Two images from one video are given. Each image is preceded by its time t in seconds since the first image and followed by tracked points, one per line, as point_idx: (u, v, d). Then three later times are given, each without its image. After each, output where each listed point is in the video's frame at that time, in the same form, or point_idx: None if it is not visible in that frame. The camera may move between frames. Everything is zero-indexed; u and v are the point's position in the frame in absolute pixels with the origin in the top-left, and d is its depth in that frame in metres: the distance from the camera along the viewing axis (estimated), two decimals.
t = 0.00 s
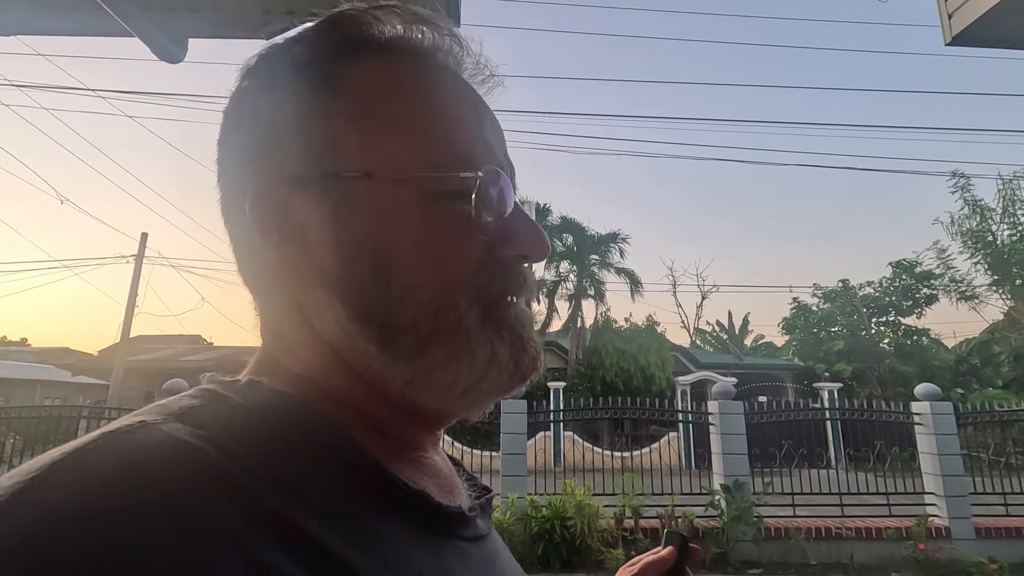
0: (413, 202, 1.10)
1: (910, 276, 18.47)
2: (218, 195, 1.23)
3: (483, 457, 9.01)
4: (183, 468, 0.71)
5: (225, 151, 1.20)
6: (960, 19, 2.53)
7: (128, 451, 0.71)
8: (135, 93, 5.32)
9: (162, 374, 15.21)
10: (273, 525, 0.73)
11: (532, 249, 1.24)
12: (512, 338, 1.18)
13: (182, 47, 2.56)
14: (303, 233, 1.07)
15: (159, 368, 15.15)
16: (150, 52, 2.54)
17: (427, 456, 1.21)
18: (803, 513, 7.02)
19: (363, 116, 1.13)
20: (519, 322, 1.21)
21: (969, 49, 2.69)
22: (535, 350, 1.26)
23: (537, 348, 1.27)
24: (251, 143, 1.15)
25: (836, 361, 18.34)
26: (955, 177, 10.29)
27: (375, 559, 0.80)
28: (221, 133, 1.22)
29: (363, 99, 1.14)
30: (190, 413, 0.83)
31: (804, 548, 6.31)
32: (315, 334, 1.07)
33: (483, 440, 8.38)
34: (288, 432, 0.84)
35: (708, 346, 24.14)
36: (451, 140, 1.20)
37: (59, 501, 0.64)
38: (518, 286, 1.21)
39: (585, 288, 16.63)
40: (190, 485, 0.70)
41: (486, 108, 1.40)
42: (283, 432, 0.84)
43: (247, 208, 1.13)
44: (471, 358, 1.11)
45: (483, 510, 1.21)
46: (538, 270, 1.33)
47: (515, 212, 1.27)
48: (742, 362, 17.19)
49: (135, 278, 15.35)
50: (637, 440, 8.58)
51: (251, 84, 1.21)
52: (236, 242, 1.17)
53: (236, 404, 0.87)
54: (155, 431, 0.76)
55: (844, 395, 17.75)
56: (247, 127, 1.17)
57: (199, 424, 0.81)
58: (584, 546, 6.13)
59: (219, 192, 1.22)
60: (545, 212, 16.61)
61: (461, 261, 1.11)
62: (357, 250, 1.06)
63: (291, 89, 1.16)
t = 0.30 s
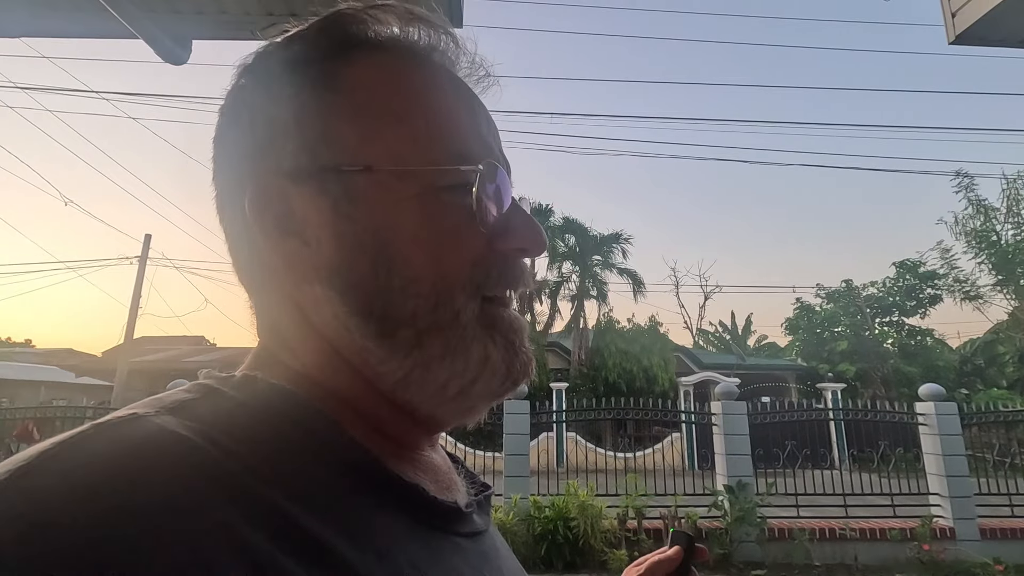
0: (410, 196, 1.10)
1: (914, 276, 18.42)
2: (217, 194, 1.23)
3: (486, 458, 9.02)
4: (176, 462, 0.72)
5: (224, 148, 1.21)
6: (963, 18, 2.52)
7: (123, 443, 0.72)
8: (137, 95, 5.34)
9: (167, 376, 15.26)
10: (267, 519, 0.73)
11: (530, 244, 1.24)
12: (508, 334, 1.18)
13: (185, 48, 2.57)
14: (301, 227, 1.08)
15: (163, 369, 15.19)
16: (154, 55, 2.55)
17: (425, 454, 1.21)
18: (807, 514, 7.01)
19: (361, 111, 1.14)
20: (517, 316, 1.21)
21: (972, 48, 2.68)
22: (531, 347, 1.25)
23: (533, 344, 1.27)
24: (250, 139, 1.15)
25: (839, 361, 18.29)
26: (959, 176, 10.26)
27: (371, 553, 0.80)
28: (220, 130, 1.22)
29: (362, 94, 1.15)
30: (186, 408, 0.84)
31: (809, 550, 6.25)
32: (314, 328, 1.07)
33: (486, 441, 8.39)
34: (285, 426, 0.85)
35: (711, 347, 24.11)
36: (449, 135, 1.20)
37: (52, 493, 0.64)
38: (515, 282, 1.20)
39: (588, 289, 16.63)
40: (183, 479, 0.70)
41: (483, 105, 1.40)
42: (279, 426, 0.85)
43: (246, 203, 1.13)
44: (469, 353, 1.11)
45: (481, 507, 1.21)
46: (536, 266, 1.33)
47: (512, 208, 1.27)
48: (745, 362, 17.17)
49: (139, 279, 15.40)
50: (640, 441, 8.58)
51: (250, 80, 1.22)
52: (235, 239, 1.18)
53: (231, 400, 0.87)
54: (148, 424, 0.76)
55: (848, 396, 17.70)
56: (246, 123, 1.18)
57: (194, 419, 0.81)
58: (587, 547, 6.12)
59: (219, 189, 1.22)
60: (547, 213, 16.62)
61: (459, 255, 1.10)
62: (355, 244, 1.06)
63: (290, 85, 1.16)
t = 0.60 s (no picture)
0: (413, 191, 1.11)
1: (916, 275, 18.37)
2: (204, 185, 1.19)
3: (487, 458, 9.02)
4: (154, 463, 0.71)
5: (215, 135, 1.17)
6: (967, 16, 2.50)
7: (97, 443, 0.71)
8: (137, 96, 5.34)
9: (168, 375, 15.26)
10: (248, 520, 0.72)
11: (526, 245, 1.27)
12: (505, 331, 1.21)
13: (186, 49, 2.57)
14: (302, 217, 1.06)
15: (164, 368, 15.19)
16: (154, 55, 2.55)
17: (415, 452, 1.21)
18: (809, 514, 6.99)
19: (365, 103, 1.14)
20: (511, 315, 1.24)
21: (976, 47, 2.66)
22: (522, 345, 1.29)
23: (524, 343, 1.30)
24: (246, 127, 1.12)
25: (841, 361, 18.25)
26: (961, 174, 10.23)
27: (356, 554, 0.79)
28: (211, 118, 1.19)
29: (366, 87, 1.14)
30: (168, 410, 0.83)
31: (810, 550, 6.26)
32: (311, 322, 1.06)
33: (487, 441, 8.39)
34: (271, 427, 0.84)
35: (712, 346, 24.08)
36: (449, 134, 1.22)
37: (28, 495, 0.63)
38: (512, 281, 1.23)
39: (589, 288, 16.61)
40: (161, 480, 0.70)
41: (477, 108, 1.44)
42: (263, 427, 0.84)
43: (240, 193, 1.11)
44: (469, 348, 1.13)
45: (473, 509, 1.20)
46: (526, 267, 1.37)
47: (506, 210, 1.30)
48: (746, 362, 17.15)
49: (140, 279, 15.40)
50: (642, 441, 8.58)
51: (246, 67, 1.19)
52: (223, 230, 1.14)
53: (215, 401, 0.87)
54: (126, 425, 0.76)
55: (850, 395, 17.66)
56: (241, 110, 1.14)
57: (175, 421, 0.81)
58: (589, 546, 6.11)
59: (205, 179, 1.18)
60: (548, 212, 16.63)
61: (462, 251, 1.12)
62: (361, 239, 1.06)
63: (291, 73, 1.14)
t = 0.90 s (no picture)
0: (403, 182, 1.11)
1: (918, 274, 18.36)
2: (188, 180, 1.17)
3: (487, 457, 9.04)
4: (131, 462, 0.70)
5: (201, 130, 1.17)
6: (969, 12, 2.48)
7: (73, 442, 0.70)
8: (138, 97, 5.35)
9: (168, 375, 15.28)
10: (226, 520, 0.72)
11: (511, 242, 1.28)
12: (493, 327, 1.21)
13: (185, 49, 2.58)
14: (290, 206, 1.06)
15: (166, 369, 15.22)
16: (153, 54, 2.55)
17: (403, 452, 1.20)
18: (810, 513, 6.97)
19: (354, 97, 1.14)
20: (499, 312, 1.24)
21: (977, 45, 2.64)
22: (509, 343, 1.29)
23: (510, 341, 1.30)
24: (234, 121, 1.12)
25: (842, 360, 18.23)
26: (962, 173, 10.22)
27: (339, 554, 0.79)
28: (194, 116, 1.18)
29: (354, 82, 1.15)
30: (148, 409, 0.82)
31: (811, 549, 6.25)
32: (299, 314, 1.05)
33: (488, 441, 8.39)
34: (253, 428, 0.84)
35: (714, 345, 24.07)
36: (435, 131, 1.22)
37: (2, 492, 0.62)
38: (500, 277, 1.23)
39: (590, 288, 16.59)
40: (139, 479, 0.69)
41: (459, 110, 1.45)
42: (244, 425, 0.84)
43: (226, 187, 1.10)
44: (459, 343, 1.12)
45: (462, 509, 1.20)
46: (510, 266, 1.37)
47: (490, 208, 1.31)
48: (747, 361, 17.13)
49: (142, 280, 15.41)
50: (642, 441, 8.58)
51: (233, 64, 1.19)
52: (209, 226, 1.13)
53: (196, 401, 0.86)
54: (104, 424, 0.75)
55: (851, 395, 17.63)
56: (229, 104, 1.14)
57: (154, 420, 0.80)
58: (590, 546, 6.10)
59: (189, 177, 1.17)
60: (549, 212, 16.63)
61: (453, 243, 1.12)
62: (349, 230, 1.05)
63: (280, 67, 1.14)
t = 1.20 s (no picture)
0: (370, 197, 1.09)
1: (921, 274, 18.34)
2: (175, 210, 1.21)
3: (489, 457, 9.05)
4: (135, 482, 0.70)
5: (177, 159, 1.20)
6: (973, 13, 2.47)
7: (78, 462, 0.70)
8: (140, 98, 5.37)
9: (170, 376, 15.32)
10: (233, 539, 0.72)
11: (500, 243, 1.23)
12: (484, 335, 1.16)
13: (186, 50, 2.57)
14: (260, 231, 1.07)
15: (168, 369, 15.26)
16: (154, 56, 2.55)
17: (405, 467, 1.19)
18: (812, 514, 6.96)
19: (315, 114, 1.13)
20: (492, 318, 1.19)
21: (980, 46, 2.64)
22: (509, 348, 1.24)
23: (510, 346, 1.25)
24: (203, 149, 1.14)
25: (845, 360, 18.20)
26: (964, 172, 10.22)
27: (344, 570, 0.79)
28: (173, 146, 1.22)
29: (316, 97, 1.14)
30: (151, 426, 0.82)
31: (814, 550, 6.23)
32: (277, 338, 1.06)
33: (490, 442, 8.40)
34: (256, 444, 0.84)
35: (715, 345, 24.06)
36: (408, 136, 1.19)
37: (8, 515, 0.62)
38: (490, 282, 1.19)
39: (592, 288, 16.58)
40: (144, 498, 0.69)
41: (444, 108, 1.41)
42: (248, 441, 0.83)
43: (201, 215, 1.12)
44: (440, 357, 1.08)
45: (468, 522, 1.19)
46: (507, 268, 1.32)
47: (479, 209, 1.26)
48: (749, 361, 17.11)
49: (144, 280, 15.45)
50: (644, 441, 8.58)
51: (201, 89, 1.21)
52: (194, 255, 1.17)
53: (199, 418, 0.86)
54: (108, 443, 0.75)
55: (853, 395, 17.59)
56: (197, 132, 1.17)
57: (158, 437, 0.80)
58: (591, 547, 6.08)
59: (175, 205, 1.21)
60: (550, 212, 16.64)
61: (426, 255, 1.09)
62: (314, 246, 1.05)
63: (240, 91, 1.15)
